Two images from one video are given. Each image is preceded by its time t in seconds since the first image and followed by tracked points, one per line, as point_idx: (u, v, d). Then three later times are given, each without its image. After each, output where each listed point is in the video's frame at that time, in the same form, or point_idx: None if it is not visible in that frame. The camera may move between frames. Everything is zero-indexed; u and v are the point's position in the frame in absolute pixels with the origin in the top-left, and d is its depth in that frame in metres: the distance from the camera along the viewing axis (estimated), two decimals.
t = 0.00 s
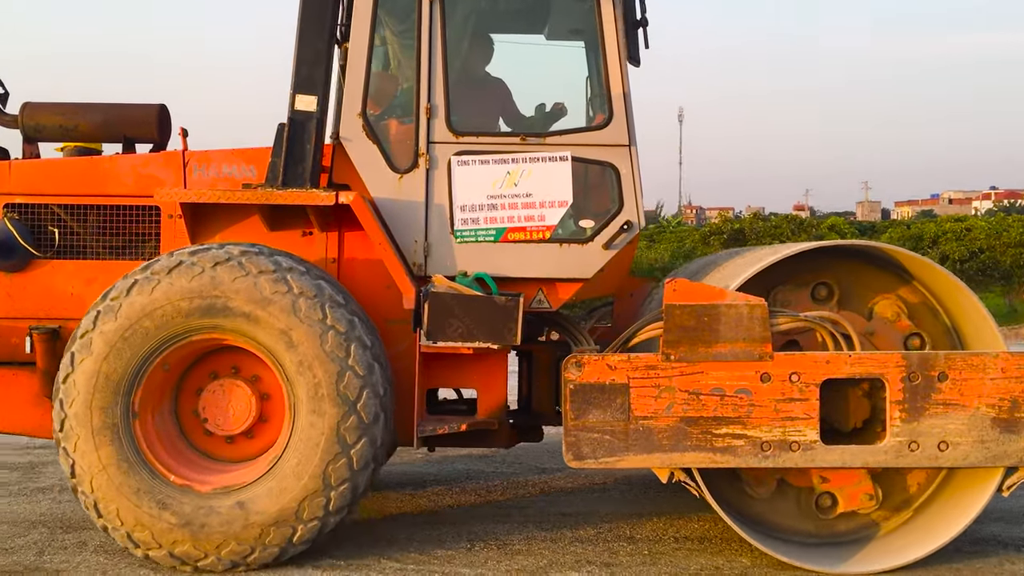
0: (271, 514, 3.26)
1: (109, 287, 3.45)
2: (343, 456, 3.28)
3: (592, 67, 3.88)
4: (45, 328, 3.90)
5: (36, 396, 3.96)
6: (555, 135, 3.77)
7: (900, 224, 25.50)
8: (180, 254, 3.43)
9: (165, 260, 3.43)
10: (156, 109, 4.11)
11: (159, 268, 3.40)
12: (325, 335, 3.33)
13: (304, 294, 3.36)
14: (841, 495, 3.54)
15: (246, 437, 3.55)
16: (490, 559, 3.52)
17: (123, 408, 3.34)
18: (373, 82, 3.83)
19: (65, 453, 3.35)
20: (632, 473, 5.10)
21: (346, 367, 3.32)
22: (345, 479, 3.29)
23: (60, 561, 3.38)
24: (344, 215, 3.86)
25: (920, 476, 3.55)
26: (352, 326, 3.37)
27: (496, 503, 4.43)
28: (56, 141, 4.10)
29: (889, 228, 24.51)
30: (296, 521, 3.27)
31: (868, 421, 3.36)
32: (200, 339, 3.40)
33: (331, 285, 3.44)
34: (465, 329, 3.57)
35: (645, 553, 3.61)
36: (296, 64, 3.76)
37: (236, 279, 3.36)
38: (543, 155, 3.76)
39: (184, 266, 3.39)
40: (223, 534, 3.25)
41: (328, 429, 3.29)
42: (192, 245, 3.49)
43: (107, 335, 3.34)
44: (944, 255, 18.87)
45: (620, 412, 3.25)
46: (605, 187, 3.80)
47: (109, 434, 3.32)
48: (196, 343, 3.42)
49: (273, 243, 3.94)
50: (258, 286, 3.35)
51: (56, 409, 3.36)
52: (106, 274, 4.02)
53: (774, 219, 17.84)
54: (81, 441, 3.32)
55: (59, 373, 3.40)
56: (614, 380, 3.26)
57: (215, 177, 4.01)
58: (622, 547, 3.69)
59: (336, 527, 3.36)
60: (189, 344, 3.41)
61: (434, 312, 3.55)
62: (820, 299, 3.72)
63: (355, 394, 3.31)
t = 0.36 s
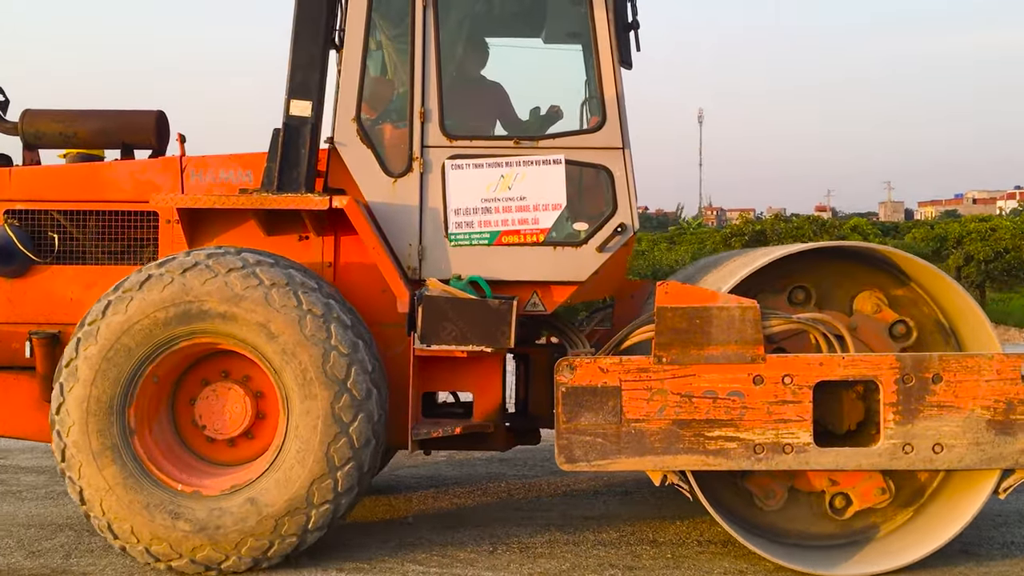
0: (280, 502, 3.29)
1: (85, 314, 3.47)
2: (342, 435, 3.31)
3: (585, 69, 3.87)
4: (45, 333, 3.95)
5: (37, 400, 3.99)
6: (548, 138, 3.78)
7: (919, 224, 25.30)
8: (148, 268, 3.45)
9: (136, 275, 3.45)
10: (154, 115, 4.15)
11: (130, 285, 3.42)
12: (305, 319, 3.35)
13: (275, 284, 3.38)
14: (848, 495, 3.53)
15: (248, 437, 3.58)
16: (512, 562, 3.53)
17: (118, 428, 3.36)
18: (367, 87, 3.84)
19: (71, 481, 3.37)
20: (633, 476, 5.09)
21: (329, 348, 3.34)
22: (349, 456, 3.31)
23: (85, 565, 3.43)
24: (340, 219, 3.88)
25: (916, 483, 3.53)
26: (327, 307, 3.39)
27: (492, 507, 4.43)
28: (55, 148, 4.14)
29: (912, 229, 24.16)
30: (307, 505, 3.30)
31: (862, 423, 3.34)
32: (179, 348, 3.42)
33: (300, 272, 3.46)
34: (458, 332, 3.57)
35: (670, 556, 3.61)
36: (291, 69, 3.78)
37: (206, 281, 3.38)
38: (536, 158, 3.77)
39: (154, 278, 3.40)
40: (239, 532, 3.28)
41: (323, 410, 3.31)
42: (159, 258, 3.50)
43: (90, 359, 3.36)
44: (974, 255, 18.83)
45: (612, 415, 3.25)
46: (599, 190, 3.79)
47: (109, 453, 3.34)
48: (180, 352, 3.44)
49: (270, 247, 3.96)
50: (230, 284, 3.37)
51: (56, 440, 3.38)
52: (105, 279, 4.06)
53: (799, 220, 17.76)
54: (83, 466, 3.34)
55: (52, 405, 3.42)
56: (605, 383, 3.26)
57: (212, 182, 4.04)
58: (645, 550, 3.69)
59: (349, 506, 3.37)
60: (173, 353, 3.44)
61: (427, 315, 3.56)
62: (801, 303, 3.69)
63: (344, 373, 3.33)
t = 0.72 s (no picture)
0: (288, 486, 3.31)
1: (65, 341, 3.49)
2: (336, 410, 3.33)
3: (578, 70, 3.87)
4: (45, 334, 3.99)
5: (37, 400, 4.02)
6: (542, 138, 3.78)
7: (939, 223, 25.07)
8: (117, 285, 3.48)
9: (108, 292, 3.47)
10: (151, 117, 4.18)
11: (104, 303, 3.44)
12: (281, 300, 3.38)
13: (243, 276, 3.41)
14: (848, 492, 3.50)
15: (251, 433, 3.59)
16: (537, 562, 3.54)
17: (117, 444, 3.39)
18: (362, 89, 3.86)
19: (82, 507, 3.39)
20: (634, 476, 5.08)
21: (309, 326, 3.37)
22: (347, 429, 3.33)
23: (114, 563, 3.46)
24: (336, 221, 3.89)
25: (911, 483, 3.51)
26: (299, 289, 3.42)
27: (489, 507, 4.43)
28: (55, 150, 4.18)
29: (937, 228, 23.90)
30: (314, 484, 3.31)
31: (856, 424, 3.32)
32: (161, 355, 3.44)
33: (266, 260, 3.50)
34: (452, 333, 3.58)
35: (694, 557, 3.60)
36: (286, 71, 3.80)
37: (177, 282, 3.41)
38: (530, 159, 3.77)
39: (125, 291, 3.43)
40: (254, 522, 3.30)
41: (313, 388, 3.34)
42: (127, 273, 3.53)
43: (77, 381, 3.39)
44: (1003, 254, 18.94)
45: (604, 415, 3.25)
46: (593, 190, 3.79)
47: (114, 470, 3.37)
48: (165, 359, 3.47)
49: (267, 249, 3.98)
50: (199, 282, 3.40)
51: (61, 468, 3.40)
52: (105, 280, 4.09)
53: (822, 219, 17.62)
54: (89, 488, 3.36)
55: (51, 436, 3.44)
56: (597, 383, 3.26)
57: (210, 184, 4.06)
58: (669, 550, 3.68)
59: (357, 481, 3.39)
60: (159, 361, 3.46)
61: (420, 315, 3.57)
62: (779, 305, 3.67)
63: (327, 348, 3.36)
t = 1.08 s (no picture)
0: (292, 467, 3.33)
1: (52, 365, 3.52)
2: (326, 385, 3.36)
3: (573, 68, 3.85)
4: (45, 332, 4.02)
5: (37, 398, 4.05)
6: (537, 138, 3.78)
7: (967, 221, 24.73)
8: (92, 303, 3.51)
9: (84, 311, 3.49)
10: (151, 118, 4.21)
11: (83, 322, 3.47)
12: (256, 283, 3.42)
13: (212, 269, 3.44)
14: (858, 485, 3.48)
15: (252, 424, 3.61)
16: (558, 561, 3.54)
17: (119, 456, 3.42)
18: (358, 89, 3.87)
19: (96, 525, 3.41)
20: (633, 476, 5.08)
21: (286, 306, 3.40)
22: (341, 401, 3.36)
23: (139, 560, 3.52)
24: (333, 220, 3.91)
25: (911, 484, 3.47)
26: (269, 274, 3.45)
27: (485, 506, 4.44)
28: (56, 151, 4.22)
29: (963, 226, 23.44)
30: (317, 461, 3.33)
31: (850, 424, 3.30)
32: (146, 363, 3.47)
33: (235, 252, 3.53)
34: (446, 331, 3.59)
35: (715, 557, 3.59)
36: (282, 72, 3.82)
37: (150, 287, 3.43)
38: (525, 158, 3.78)
39: (101, 306, 3.46)
40: (265, 508, 3.32)
41: (300, 366, 3.37)
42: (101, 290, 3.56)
43: (68, 400, 3.42)
44: None
45: (597, 415, 3.24)
46: (588, 189, 3.79)
47: (120, 481, 3.39)
48: (153, 365, 3.50)
49: (264, 248, 4.01)
50: (172, 284, 3.43)
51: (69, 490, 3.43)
52: (105, 279, 4.12)
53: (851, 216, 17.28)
54: (98, 505, 3.38)
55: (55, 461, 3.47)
56: (589, 383, 3.25)
57: (208, 184, 4.08)
58: (690, 550, 3.68)
59: (360, 452, 3.41)
60: (148, 368, 3.49)
61: (414, 314, 3.58)
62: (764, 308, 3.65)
63: (307, 326, 3.39)
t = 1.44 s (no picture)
0: (294, 449, 3.36)
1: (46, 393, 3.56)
2: (315, 363, 3.39)
3: (569, 72, 3.86)
4: (49, 333, 4.06)
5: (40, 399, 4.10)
6: (532, 141, 3.80)
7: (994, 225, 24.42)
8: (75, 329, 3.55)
9: (68, 337, 3.54)
10: (153, 122, 4.26)
11: (69, 346, 3.51)
12: (229, 275, 3.47)
13: (183, 272, 3.49)
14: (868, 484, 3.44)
15: (252, 420, 3.63)
16: (581, 565, 3.55)
17: (125, 470, 3.45)
18: (355, 93, 3.90)
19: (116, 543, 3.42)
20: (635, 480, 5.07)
21: (262, 294, 3.44)
22: (331, 377, 3.39)
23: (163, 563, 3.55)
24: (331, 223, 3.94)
25: (907, 487, 3.44)
26: (239, 267, 3.50)
27: (480, 510, 4.45)
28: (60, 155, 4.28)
29: (995, 228, 23.09)
30: (318, 439, 3.36)
31: (844, 428, 3.29)
32: (136, 375, 3.51)
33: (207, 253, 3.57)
34: (440, 334, 3.61)
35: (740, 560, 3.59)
36: (280, 76, 3.86)
37: (128, 300, 3.47)
38: (520, 161, 3.79)
39: (84, 327, 3.50)
40: (275, 494, 3.34)
41: (285, 350, 3.40)
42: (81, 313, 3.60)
43: (66, 423, 3.46)
44: None
45: (589, 418, 3.24)
46: (583, 193, 3.80)
47: (130, 494, 3.41)
48: (144, 376, 3.54)
49: (263, 250, 4.03)
50: (148, 293, 3.47)
51: (83, 513, 3.44)
52: (107, 281, 4.17)
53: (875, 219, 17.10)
54: (111, 521, 3.40)
55: (64, 487, 3.49)
56: (581, 386, 3.25)
57: (208, 188, 4.12)
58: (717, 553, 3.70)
59: (359, 424, 3.43)
60: (140, 378, 3.53)
61: (409, 317, 3.60)
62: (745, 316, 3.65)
63: (285, 309, 3.43)
